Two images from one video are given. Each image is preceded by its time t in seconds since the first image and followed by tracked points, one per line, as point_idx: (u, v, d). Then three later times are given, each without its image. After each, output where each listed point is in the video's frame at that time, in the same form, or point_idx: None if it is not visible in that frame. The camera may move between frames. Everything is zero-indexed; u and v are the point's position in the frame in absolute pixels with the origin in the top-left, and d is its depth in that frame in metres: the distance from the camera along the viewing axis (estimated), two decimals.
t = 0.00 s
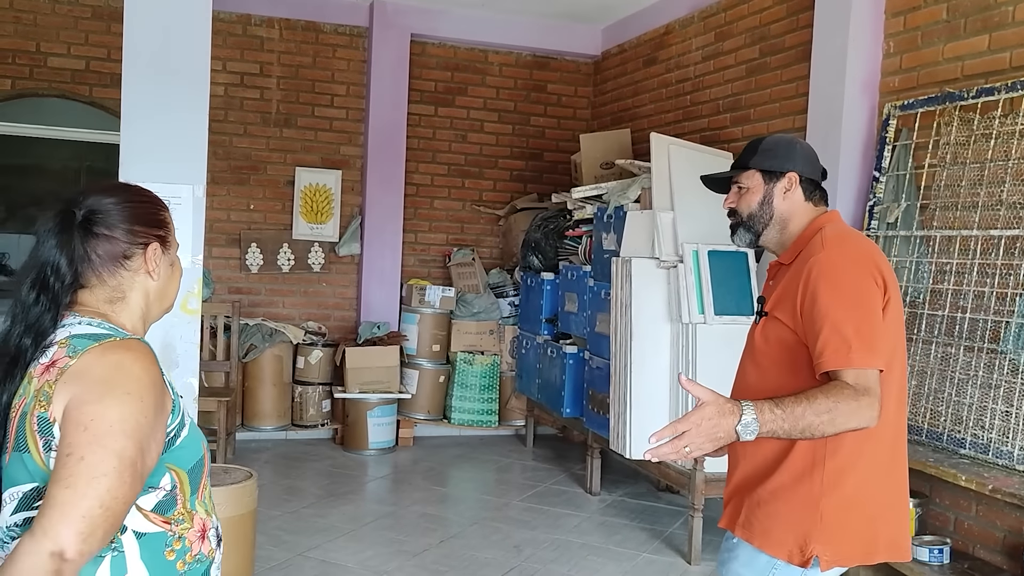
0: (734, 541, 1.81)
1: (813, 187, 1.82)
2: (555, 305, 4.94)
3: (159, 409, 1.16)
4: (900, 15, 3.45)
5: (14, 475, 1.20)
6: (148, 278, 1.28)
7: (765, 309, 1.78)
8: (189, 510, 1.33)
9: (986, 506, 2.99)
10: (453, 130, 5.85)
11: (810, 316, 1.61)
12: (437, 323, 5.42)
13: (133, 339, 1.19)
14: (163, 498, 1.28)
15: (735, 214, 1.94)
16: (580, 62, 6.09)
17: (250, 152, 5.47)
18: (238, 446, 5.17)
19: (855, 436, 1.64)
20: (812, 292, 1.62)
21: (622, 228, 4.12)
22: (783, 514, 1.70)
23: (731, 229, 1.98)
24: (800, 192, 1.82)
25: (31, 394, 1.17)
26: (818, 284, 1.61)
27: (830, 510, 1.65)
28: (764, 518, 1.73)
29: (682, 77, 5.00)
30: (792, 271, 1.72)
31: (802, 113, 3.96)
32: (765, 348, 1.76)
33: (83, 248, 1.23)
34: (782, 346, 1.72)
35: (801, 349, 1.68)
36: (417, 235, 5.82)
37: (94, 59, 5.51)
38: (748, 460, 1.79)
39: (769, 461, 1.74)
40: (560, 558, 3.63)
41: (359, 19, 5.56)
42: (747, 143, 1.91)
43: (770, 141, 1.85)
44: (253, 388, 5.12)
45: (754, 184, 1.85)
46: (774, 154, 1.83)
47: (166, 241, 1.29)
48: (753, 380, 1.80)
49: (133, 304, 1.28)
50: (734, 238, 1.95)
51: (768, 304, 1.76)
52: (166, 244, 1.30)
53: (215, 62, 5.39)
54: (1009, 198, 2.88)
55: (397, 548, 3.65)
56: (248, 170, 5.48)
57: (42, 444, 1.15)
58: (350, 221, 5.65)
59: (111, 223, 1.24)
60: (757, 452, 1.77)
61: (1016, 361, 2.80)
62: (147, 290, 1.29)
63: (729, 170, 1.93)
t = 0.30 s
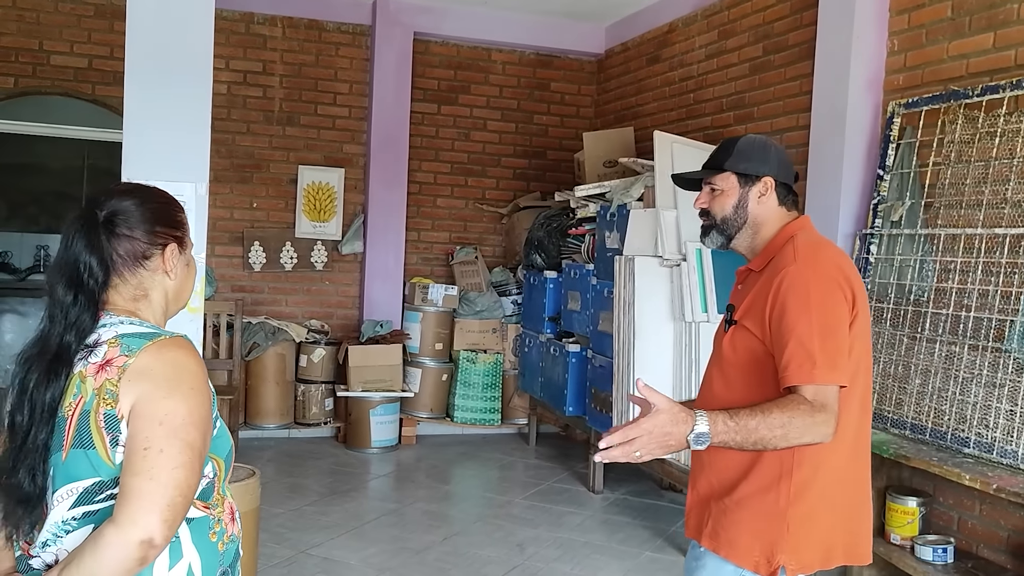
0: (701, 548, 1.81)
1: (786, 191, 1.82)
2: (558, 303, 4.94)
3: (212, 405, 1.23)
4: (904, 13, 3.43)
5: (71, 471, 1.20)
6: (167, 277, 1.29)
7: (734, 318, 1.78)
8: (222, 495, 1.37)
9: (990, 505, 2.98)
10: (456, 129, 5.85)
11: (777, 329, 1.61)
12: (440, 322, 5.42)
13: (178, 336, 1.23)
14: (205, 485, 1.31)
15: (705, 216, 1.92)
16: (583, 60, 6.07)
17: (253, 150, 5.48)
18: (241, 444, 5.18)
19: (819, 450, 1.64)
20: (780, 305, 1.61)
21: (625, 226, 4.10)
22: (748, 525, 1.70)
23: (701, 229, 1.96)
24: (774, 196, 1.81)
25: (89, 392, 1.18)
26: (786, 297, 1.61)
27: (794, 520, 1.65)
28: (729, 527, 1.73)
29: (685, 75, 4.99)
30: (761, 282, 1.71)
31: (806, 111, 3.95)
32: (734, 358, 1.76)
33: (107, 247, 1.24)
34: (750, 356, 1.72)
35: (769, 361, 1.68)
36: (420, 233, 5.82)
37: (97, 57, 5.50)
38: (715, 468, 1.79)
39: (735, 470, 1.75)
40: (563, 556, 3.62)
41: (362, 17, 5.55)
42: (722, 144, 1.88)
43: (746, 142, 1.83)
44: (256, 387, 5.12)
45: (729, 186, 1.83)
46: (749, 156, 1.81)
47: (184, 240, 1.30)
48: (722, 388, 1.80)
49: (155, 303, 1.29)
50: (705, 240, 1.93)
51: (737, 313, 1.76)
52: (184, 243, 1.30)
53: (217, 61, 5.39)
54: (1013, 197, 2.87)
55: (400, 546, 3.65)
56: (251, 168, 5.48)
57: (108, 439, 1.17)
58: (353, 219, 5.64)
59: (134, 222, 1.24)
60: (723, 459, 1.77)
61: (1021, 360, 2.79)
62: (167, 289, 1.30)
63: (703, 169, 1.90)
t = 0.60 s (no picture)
0: (652, 544, 1.79)
1: (734, 184, 1.85)
2: (562, 302, 4.94)
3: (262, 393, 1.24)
4: (911, 11, 3.42)
5: (127, 461, 1.17)
6: (187, 282, 1.26)
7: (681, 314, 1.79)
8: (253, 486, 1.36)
9: (996, 505, 2.97)
10: (460, 126, 5.84)
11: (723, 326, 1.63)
12: (444, 320, 5.41)
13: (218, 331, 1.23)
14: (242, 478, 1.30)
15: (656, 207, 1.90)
16: (588, 58, 6.06)
17: (257, 148, 5.48)
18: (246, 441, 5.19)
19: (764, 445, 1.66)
20: (728, 301, 1.63)
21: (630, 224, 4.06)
22: (696, 521, 1.69)
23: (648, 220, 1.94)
24: (724, 189, 1.83)
25: (145, 385, 1.16)
26: (734, 294, 1.63)
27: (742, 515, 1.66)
28: (677, 524, 1.72)
29: (690, 73, 4.98)
30: (710, 279, 1.73)
31: (812, 109, 3.93)
32: (680, 353, 1.77)
33: (121, 255, 1.23)
34: (696, 351, 1.74)
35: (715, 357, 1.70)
36: (424, 231, 5.82)
37: (101, 54, 5.49)
38: (661, 463, 1.78)
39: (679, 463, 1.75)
40: (567, 555, 3.62)
41: (366, 15, 5.55)
42: (673, 133, 1.87)
43: (700, 133, 1.83)
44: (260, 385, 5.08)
45: (683, 178, 1.82)
46: (703, 148, 1.80)
47: (202, 243, 1.26)
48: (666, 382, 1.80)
49: (177, 306, 1.27)
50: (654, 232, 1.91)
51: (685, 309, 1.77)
52: (204, 247, 1.27)
53: (222, 58, 5.40)
54: (1020, 195, 2.86)
55: (403, 544, 3.65)
56: (255, 165, 5.48)
57: (167, 431, 1.16)
58: (357, 217, 5.64)
59: (145, 229, 1.23)
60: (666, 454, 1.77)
61: None
62: (191, 291, 1.27)
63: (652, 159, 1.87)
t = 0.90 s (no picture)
0: (628, 543, 1.75)
1: (709, 175, 1.89)
2: (569, 300, 4.93)
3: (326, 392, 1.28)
4: (920, 9, 3.41)
5: (197, 461, 1.19)
6: (241, 279, 1.28)
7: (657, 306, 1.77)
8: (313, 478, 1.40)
9: (1004, 506, 2.96)
10: (467, 124, 5.84)
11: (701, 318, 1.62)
12: (450, 317, 5.40)
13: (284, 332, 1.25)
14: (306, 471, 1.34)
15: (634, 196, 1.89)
16: (595, 55, 6.04)
17: (264, 145, 5.48)
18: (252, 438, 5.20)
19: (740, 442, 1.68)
20: (708, 296, 1.63)
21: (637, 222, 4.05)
22: (672, 517, 1.68)
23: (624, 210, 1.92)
24: (701, 179, 1.86)
25: (216, 386, 1.18)
26: (714, 289, 1.63)
27: (713, 509, 1.67)
28: (651, 519, 1.70)
29: (698, 71, 4.96)
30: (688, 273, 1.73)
31: (820, 107, 3.92)
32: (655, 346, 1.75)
33: (176, 254, 1.24)
34: (671, 344, 1.73)
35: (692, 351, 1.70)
36: (430, 229, 5.82)
37: (109, 51, 5.49)
38: (630, 457, 1.77)
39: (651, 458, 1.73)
40: (573, 553, 3.61)
41: (373, 12, 5.54)
42: (652, 121, 1.86)
43: (680, 123, 1.84)
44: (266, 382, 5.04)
45: (664, 168, 1.82)
46: (683, 138, 1.82)
47: (255, 242, 1.27)
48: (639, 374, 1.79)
49: (232, 302, 1.28)
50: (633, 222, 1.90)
51: (662, 301, 1.76)
52: (256, 245, 1.28)
53: (229, 55, 5.41)
54: None
55: (409, 542, 3.65)
56: (262, 162, 5.49)
57: (239, 431, 1.19)
58: (364, 214, 5.64)
59: (200, 229, 1.24)
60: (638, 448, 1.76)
61: None
62: (244, 287, 1.29)
63: (631, 147, 1.86)
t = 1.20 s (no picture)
0: (625, 544, 1.71)
1: (719, 172, 1.88)
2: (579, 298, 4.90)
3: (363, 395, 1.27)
4: (937, 5, 3.37)
5: (233, 461, 1.22)
6: (287, 276, 1.30)
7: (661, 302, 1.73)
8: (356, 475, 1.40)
9: (1021, 508, 2.93)
10: (477, 121, 5.82)
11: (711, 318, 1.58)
12: (460, 315, 5.40)
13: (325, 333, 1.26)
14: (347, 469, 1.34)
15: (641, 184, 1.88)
16: (606, 53, 6.02)
17: (274, 142, 5.49)
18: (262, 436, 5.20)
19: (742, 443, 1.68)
20: (718, 295, 1.59)
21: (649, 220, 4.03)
22: (667, 515, 1.67)
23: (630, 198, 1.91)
24: (711, 174, 1.86)
25: (251, 389, 1.20)
26: (725, 289, 1.59)
27: (706, 507, 1.66)
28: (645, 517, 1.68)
29: (710, 68, 4.93)
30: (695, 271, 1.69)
31: (834, 105, 3.89)
32: (657, 342, 1.71)
33: (224, 251, 1.27)
34: (674, 341, 1.68)
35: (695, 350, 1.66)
36: (440, 226, 5.81)
37: (120, 48, 5.50)
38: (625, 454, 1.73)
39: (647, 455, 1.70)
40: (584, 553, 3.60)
41: (383, 9, 5.52)
42: (664, 110, 1.86)
43: (693, 114, 1.85)
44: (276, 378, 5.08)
45: (675, 158, 1.82)
46: (697, 130, 1.82)
47: (301, 238, 1.29)
48: (639, 370, 1.74)
49: (278, 298, 1.30)
50: (637, 210, 1.88)
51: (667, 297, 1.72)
52: (301, 241, 1.29)
53: (240, 52, 5.41)
54: None
55: (420, 540, 3.63)
56: (273, 159, 5.49)
57: (272, 435, 1.19)
58: (374, 212, 5.63)
59: (246, 226, 1.26)
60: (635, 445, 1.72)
61: None
62: (291, 284, 1.30)
63: (642, 134, 1.85)
